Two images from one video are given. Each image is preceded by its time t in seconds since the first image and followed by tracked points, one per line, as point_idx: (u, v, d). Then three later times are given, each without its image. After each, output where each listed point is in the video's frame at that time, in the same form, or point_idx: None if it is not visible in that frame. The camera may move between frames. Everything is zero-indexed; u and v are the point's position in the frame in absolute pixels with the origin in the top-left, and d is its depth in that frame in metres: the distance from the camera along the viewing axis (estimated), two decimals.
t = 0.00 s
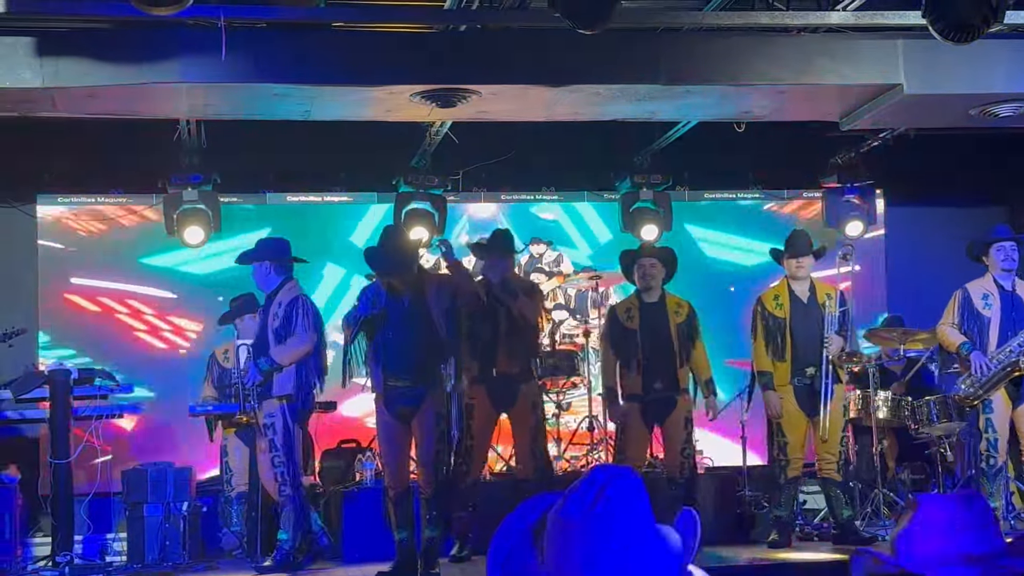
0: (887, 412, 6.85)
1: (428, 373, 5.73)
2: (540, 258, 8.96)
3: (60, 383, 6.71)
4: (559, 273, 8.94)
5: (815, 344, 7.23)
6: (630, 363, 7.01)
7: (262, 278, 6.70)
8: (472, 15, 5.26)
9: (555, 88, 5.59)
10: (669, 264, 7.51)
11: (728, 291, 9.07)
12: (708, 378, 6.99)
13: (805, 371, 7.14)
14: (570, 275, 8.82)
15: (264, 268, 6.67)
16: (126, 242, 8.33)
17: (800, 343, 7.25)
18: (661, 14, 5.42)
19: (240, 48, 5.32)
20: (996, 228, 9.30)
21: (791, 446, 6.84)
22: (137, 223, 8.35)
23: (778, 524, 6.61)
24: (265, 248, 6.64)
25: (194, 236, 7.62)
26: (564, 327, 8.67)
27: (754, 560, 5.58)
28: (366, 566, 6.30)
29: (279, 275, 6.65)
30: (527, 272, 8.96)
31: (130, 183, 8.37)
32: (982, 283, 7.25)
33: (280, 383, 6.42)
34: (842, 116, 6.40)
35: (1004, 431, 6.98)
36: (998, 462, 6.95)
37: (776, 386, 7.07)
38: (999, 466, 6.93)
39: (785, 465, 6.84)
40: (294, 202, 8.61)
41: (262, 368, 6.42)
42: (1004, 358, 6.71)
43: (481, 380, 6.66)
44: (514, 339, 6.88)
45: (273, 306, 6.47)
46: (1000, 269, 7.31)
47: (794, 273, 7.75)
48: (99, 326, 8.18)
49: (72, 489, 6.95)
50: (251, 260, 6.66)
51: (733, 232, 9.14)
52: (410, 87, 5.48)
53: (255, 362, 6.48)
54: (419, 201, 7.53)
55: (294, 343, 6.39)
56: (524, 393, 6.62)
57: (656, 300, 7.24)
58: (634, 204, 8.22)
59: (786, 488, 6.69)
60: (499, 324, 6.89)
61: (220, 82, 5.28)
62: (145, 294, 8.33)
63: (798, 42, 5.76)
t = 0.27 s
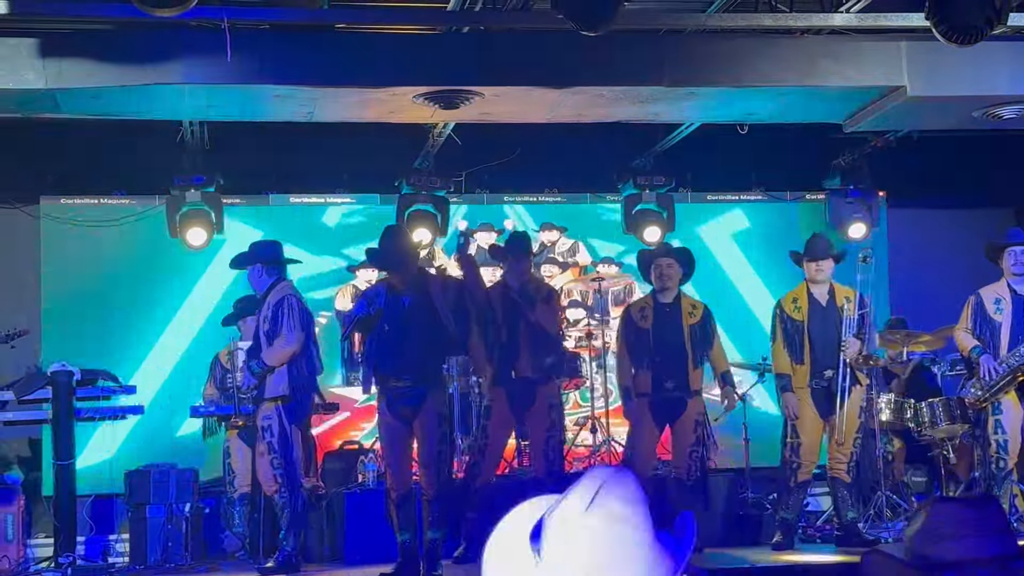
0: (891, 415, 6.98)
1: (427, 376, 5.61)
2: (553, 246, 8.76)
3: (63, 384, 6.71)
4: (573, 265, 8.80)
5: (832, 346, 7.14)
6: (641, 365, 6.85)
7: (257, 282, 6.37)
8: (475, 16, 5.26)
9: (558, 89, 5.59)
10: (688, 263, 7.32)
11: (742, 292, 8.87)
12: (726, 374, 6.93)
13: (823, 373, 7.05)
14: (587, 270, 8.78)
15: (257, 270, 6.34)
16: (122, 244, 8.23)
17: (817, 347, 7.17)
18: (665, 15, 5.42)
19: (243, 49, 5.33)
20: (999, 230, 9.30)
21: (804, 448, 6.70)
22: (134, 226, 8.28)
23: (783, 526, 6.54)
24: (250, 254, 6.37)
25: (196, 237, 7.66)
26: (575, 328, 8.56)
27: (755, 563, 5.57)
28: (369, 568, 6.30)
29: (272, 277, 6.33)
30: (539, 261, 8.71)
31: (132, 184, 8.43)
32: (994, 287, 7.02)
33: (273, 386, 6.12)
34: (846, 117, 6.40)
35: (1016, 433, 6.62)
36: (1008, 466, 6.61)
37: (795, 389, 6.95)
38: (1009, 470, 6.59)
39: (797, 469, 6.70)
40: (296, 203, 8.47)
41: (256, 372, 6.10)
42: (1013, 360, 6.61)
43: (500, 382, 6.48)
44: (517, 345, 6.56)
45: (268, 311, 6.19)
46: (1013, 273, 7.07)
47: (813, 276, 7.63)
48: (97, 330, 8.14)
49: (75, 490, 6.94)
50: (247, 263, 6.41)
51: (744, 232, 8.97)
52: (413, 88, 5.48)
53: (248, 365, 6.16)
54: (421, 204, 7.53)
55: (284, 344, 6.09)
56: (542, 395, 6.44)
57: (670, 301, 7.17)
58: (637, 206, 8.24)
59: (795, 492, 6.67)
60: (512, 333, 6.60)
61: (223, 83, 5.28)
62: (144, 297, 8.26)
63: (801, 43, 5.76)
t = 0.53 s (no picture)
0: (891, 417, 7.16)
1: (427, 374, 5.63)
2: (563, 235, 8.77)
3: (63, 385, 6.71)
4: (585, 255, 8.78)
5: (839, 349, 7.13)
6: (643, 363, 6.78)
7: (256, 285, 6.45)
8: (475, 17, 5.26)
9: (558, 90, 5.59)
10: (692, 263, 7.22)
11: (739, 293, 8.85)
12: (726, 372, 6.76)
13: (828, 374, 7.06)
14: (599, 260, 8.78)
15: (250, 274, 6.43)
16: (122, 244, 8.23)
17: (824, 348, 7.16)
18: (665, 16, 5.42)
19: (243, 50, 5.33)
20: (999, 232, 9.30)
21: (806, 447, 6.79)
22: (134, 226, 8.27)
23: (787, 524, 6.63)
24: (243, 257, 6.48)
25: (196, 238, 7.67)
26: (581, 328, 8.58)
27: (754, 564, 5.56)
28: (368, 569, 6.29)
29: (268, 280, 6.42)
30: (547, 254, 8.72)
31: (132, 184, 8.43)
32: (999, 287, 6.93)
33: (263, 386, 6.13)
34: (846, 119, 6.40)
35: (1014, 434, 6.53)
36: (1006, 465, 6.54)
37: (801, 388, 6.98)
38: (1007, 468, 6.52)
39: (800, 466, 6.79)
40: (296, 204, 8.47)
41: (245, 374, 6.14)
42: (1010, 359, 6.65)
43: (504, 382, 6.41)
44: (523, 351, 6.53)
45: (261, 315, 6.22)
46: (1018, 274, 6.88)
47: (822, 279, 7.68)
48: (96, 329, 8.11)
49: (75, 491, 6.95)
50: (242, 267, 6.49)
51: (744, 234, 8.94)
52: (414, 89, 5.48)
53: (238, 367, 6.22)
54: (422, 204, 7.52)
55: (274, 344, 6.14)
56: (547, 395, 6.41)
57: (676, 301, 7.04)
58: (637, 207, 8.24)
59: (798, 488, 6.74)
60: (521, 335, 6.60)
61: (223, 84, 5.28)
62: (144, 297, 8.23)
63: (802, 45, 5.75)
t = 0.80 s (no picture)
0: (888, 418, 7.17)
1: (425, 375, 5.63)
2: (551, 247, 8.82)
3: (59, 385, 6.71)
4: (570, 266, 8.86)
5: (837, 349, 6.97)
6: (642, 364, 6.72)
7: (245, 285, 6.40)
8: (473, 18, 5.26)
9: (556, 91, 5.59)
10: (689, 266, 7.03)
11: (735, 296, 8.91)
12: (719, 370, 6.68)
13: (826, 376, 6.90)
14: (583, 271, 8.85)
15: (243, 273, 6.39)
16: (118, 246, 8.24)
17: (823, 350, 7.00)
18: (662, 17, 5.42)
19: (241, 50, 5.33)
20: (996, 234, 9.30)
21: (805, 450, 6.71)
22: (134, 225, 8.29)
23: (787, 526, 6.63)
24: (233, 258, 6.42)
25: (194, 237, 7.65)
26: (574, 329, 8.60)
27: (750, 565, 5.55)
28: (365, 568, 6.30)
29: (259, 280, 6.38)
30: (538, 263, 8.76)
31: (129, 184, 8.43)
32: (994, 289, 6.95)
33: (250, 386, 6.10)
34: (842, 120, 6.40)
35: (1009, 436, 6.55)
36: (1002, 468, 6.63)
37: (799, 389, 6.86)
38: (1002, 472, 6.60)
39: (799, 470, 6.73)
40: (293, 204, 8.50)
41: (234, 373, 6.13)
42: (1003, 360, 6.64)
43: (499, 384, 6.31)
44: (523, 345, 6.40)
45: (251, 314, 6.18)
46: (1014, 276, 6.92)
47: (824, 276, 7.38)
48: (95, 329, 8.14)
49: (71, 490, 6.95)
50: (234, 265, 6.43)
51: (743, 237, 8.98)
52: (411, 89, 5.48)
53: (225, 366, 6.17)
54: (420, 204, 7.52)
55: (261, 344, 6.07)
56: (539, 399, 6.27)
57: (670, 303, 6.91)
58: (634, 207, 8.24)
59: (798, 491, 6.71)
60: (520, 332, 6.43)
61: (221, 84, 5.29)
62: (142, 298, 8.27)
63: (799, 47, 5.76)
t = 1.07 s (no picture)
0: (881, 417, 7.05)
1: (419, 377, 5.63)
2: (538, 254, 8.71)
3: (52, 383, 6.69)
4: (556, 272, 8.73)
5: (830, 350, 6.96)
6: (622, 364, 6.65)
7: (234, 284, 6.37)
8: (467, 18, 5.26)
9: (549, 91, 5.60)
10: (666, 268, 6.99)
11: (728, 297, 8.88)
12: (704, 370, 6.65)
13: (817, 375, 6.90)
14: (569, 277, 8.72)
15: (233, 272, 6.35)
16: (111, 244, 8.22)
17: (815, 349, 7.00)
18: (657, 17, 5.42)
19: (235, 49, 5.32)
20: (988, 235, 9.33)
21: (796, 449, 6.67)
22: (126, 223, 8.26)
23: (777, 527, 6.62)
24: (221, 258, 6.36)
25: (187, 236, 7.68)
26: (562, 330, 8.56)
27: (742, 566, 5.55)
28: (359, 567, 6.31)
29: (248, 279, 6.34)
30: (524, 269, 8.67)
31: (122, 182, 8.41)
32: (983, 292, 7.00)
33: (236, 384, 6.08)
34: (835, 121, 6.41)
35: (998, 438, 6.68)
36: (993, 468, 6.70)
37: (790, 387, 6.83)
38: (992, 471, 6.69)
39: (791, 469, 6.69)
40: (287, 203, 8.47)
41: (221, 372, 6.07)
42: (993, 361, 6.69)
43: (492, 383, 6.31)
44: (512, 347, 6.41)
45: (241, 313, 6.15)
46: (1003, 278, 6.99)
47: (816, 277, 7.55)
48: (86, 325, 8.10)
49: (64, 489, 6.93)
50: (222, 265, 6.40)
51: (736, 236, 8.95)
52: (405, 89, 5.48)
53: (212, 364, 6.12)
54: (414, 203, 7.54)
55: (247, 342, 6.08)
56: (535, 397, 6.27)
57: (651, 304, 6.83)
58: (627, 207, 8.25)
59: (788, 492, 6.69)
60: (512, 335, 6.46)
61: (215, 82, 5.28)
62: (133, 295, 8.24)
63: (793, 47, 5.77)
